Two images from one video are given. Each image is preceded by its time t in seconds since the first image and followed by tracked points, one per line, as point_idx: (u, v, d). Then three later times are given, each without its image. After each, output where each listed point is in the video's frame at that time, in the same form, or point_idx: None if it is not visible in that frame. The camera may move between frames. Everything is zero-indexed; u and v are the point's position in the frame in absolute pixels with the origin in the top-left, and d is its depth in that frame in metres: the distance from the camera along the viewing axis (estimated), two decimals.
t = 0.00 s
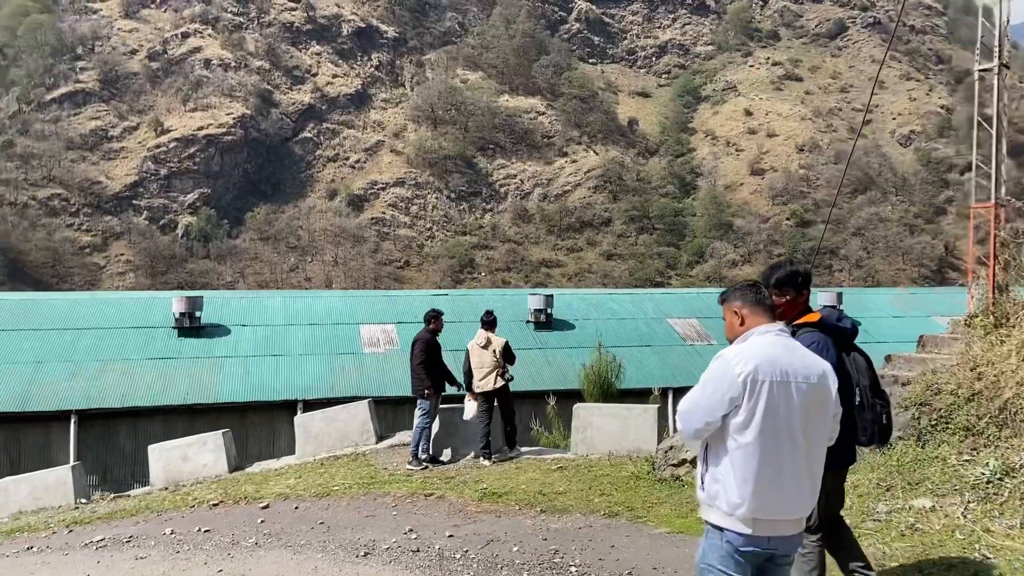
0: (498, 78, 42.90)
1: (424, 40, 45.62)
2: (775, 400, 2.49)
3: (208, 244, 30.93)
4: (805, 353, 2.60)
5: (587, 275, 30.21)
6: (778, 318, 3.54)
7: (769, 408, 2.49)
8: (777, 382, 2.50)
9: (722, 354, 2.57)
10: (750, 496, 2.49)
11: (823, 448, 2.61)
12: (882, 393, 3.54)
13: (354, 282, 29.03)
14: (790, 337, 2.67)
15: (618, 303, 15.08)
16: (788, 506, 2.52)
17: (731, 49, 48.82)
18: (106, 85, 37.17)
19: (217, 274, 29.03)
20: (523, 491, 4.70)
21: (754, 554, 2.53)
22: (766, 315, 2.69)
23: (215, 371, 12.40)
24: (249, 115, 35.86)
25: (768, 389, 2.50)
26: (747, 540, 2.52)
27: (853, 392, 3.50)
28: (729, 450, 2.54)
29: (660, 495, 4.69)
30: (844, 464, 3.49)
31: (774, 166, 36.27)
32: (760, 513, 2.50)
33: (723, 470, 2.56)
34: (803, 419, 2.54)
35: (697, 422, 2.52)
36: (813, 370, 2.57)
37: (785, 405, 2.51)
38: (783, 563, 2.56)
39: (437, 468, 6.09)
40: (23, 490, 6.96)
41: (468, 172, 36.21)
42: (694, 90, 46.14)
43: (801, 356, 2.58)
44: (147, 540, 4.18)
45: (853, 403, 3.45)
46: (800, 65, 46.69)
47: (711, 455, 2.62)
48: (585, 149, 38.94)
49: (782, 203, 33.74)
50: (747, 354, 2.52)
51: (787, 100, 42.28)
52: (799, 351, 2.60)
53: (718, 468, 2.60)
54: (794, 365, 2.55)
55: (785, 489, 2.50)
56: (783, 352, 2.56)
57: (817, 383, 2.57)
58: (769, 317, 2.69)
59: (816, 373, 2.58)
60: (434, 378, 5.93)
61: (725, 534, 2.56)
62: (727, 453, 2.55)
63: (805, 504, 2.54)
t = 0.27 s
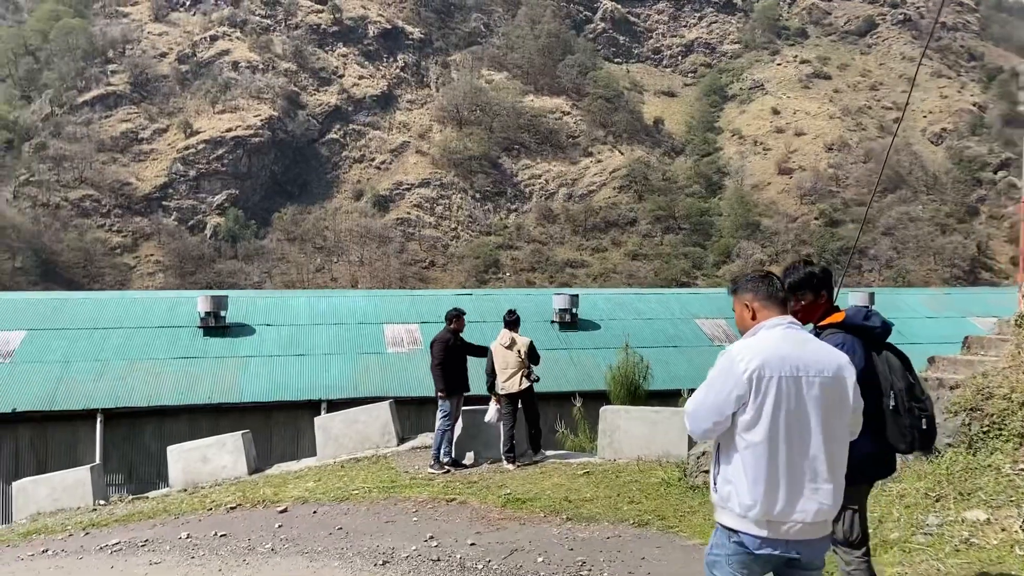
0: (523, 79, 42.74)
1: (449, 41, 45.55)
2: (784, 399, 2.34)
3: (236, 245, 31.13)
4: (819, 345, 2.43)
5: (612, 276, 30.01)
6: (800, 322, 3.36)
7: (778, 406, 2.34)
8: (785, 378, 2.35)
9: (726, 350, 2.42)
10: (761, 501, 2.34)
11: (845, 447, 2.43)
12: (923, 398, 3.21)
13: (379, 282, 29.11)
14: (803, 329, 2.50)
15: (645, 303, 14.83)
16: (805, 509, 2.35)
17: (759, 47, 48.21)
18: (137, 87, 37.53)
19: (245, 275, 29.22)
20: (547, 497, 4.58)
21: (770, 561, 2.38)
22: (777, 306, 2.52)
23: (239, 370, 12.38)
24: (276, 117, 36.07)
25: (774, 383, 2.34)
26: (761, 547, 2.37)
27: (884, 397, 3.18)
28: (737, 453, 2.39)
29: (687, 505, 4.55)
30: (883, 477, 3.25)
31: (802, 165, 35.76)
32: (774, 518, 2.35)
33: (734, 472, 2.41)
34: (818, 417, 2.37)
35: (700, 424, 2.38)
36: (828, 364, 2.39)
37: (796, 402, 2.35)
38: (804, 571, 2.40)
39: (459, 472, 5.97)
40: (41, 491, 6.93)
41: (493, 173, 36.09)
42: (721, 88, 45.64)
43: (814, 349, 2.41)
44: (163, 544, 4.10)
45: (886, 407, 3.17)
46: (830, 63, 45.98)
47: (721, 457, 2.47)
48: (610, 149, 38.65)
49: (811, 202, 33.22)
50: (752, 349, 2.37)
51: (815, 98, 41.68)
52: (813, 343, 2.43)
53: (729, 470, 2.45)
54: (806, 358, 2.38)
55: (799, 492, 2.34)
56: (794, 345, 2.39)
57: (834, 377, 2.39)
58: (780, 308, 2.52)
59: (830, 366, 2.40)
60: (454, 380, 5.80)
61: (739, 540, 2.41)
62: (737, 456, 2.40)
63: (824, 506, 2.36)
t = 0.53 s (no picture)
0: (550, 78, 42.49)
1: (476, 40, 45.41)
2: (786, 395, 2.22)
3: (265, 244, 31.28)
4: (822, 335, 2.30)
5: (640, 275, 29.72)
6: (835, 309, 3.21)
7: (777, 403, 2.23)
8: (788, 371, 2.23)
9: (726, 344, 2.30)
10: (763, 500, 2.24)
11: (852, 442, 2.32)
12: (970, 390, 2.95)
13: (406, 281, 29.12)
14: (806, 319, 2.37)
15: (672, 301, 14.58)
16: (810, 509, 2.25)
17: (789, 44, 47.52)
18: (169, 90, 37.87)
19: (274, 274, 29.35)
20: (575, 497, 4.45)
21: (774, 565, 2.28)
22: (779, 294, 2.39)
23: (266, 368, 12.35)
24: (305, 117, 36.20)
25: (777, 380, 2.22)
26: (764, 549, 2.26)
27: (924, 385, 2.99)
28: (741, 452, 2.27)
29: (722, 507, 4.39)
30: (929, 474, 3.08)
31: (833, 163, 35.15)
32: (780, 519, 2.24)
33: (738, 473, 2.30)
34: (822, 412, 2.25)
35: (701, 424, 2.27)
36: (831, 356, 2.28)
37: (799, 396, 2.23)
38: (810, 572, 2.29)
39: (484, 470, 5.82)
40: (62, 488, 6.90)
41: (519, 172, 35.92)
42: (749, 86, 45.06)
43: (818, 339, 2.29)
44: (178, 542, 3.99)
45: (924, 399, 2.98)
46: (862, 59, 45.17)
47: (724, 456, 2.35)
48: (638, 147, 38.29)
49: (842, 200, 32.62)
50: (753, 342, 2.25)
51: (847, 95, 40.99)
52: (816, 334, 2.30)
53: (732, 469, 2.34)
54: (809, 351, 2.26)
55: (802, 492, 2.23)
56: (798, 337, 2.27)
57: (839, 367, 2.28)
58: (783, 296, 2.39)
59: (834, 357, 2.28)
60: (477, 375, 5.66)
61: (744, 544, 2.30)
62: (740, 457, 2.28)
63: (830, 506, 2.26)
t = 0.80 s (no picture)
0: (580, 77, 42.18)
1: (506, 40, 45.20)
2: (852, 375, 2.14)
3: (296, 244, 31.45)
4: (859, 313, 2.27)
5: (671, 275, 29.36)
6: (885, 295, 3.10)
7: (841, 391, 2.12)
8: (849, 350, 2.15)
9: (785, 325, 2.16)
10: (837, 491, 2.11)
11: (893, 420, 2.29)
12: (1019, 393, 2.75)
13: (436, 281, 29.09)
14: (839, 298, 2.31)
15: (704, 300, 14.28)
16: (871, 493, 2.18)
17: (823, 40, 46.72)
18: (202, 92, 38.24)
19: (305, 274, 29.49)
20: (608, 500, 4.35)
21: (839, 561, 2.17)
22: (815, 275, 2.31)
23: (295, 366, 12.30)
24: (336, 119, 36.32)
25: (841, 361, 2.13)
26: (828, 548, 2.14)
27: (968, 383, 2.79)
28: (813, 442, 2.13)
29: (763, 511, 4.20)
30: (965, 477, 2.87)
31: (868, 162, 34.48)
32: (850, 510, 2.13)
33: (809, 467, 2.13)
34: (875, 391, 2.19)
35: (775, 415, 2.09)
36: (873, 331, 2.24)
37: (857, 374, 2.16)
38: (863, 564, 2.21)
39: (513, 471, 5.66)
40: (87, 485, 6.88)
41: (548, 172, 35.71)
42: (782, 84, 44.35)
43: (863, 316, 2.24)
44: (198, 542, 3.89)
45: (968, 397, 2.78)
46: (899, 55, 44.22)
47: (782, 451, 2.18)
48: (668, 147, 37.84)
49: (877, 199, 31.95)
50: (816, 319, 2.14)
51: (882, 92, 40.20)
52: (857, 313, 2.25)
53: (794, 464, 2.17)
54: (860, 329, 2.19)
55: (870, 475, 2.15)
56: (848, 314, 2.20)
57: (881, 341, 2.24)
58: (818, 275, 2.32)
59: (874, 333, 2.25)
60: (506, 374, 5.50)
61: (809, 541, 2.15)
62: (809, 447, 2.13)
63: (885, 490, 2.20)
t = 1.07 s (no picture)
0: (610, 75, 41.86)
1: (536, 39, 45.01)
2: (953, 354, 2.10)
3: (328, 244, 31.60)
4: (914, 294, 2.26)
5: (704, 275, 28.94)
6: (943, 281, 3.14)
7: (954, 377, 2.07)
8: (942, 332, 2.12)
9: (908, 308, 2.03)
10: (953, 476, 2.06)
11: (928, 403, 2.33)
12: None
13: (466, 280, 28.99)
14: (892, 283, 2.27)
15: (740, 298, 13.99)
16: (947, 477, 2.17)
17: (859, 36, 45.86)
18: (237, 94, 38.62)
19: (336, 274, 29.60)
20: (655, 505, 4.30)
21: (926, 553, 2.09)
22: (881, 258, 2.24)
23: (326, 364, 12.25)
24: (367, 119, 36.40)
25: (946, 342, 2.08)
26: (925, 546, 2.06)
27: None
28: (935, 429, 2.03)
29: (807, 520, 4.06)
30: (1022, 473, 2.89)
31: (906, 159, 33.71)
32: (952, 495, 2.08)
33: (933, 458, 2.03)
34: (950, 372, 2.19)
35: (923, 400, 1.96)
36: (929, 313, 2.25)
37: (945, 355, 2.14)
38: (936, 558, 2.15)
39: (547, 473, 5.50)
40: (114, 483, 6.85)
41: (579, 171, 35.48)
42: (817, 81, 43.58)
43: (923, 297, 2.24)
44: (223, 544, 3.82)
45: None
46: (938, 50, 43.23)
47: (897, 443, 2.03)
48: (701, 145, 37.35)
49: (916, 197, 31.21)
50: (932, 301, 2.06)
51: (920, 89, 39.32)
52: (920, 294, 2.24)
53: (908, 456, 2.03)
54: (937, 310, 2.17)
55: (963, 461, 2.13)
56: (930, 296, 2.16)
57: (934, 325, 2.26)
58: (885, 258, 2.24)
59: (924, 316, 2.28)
60: (541, 370, 5.34)
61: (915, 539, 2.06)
62: (931, 439, 2.03)
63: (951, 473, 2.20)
